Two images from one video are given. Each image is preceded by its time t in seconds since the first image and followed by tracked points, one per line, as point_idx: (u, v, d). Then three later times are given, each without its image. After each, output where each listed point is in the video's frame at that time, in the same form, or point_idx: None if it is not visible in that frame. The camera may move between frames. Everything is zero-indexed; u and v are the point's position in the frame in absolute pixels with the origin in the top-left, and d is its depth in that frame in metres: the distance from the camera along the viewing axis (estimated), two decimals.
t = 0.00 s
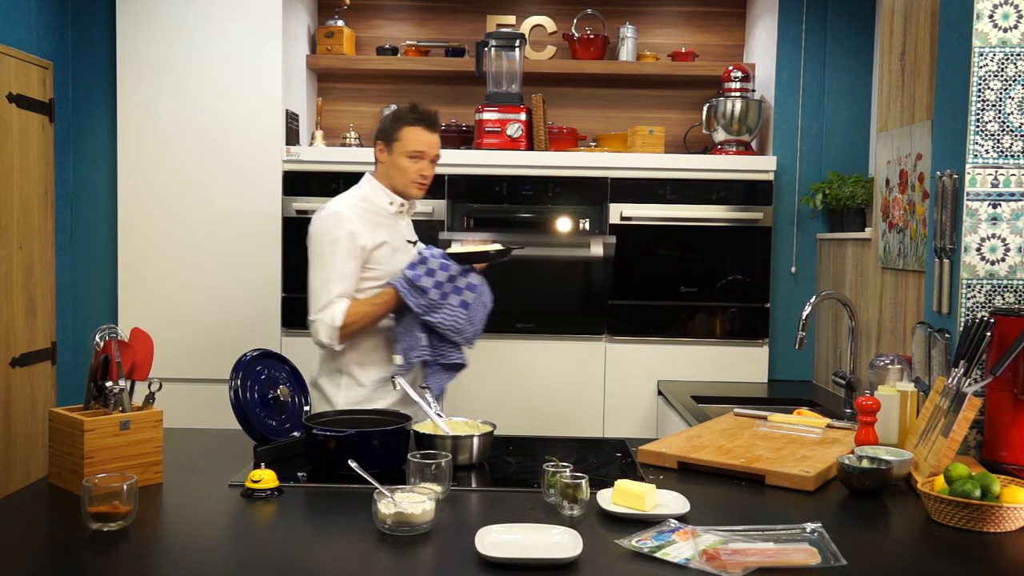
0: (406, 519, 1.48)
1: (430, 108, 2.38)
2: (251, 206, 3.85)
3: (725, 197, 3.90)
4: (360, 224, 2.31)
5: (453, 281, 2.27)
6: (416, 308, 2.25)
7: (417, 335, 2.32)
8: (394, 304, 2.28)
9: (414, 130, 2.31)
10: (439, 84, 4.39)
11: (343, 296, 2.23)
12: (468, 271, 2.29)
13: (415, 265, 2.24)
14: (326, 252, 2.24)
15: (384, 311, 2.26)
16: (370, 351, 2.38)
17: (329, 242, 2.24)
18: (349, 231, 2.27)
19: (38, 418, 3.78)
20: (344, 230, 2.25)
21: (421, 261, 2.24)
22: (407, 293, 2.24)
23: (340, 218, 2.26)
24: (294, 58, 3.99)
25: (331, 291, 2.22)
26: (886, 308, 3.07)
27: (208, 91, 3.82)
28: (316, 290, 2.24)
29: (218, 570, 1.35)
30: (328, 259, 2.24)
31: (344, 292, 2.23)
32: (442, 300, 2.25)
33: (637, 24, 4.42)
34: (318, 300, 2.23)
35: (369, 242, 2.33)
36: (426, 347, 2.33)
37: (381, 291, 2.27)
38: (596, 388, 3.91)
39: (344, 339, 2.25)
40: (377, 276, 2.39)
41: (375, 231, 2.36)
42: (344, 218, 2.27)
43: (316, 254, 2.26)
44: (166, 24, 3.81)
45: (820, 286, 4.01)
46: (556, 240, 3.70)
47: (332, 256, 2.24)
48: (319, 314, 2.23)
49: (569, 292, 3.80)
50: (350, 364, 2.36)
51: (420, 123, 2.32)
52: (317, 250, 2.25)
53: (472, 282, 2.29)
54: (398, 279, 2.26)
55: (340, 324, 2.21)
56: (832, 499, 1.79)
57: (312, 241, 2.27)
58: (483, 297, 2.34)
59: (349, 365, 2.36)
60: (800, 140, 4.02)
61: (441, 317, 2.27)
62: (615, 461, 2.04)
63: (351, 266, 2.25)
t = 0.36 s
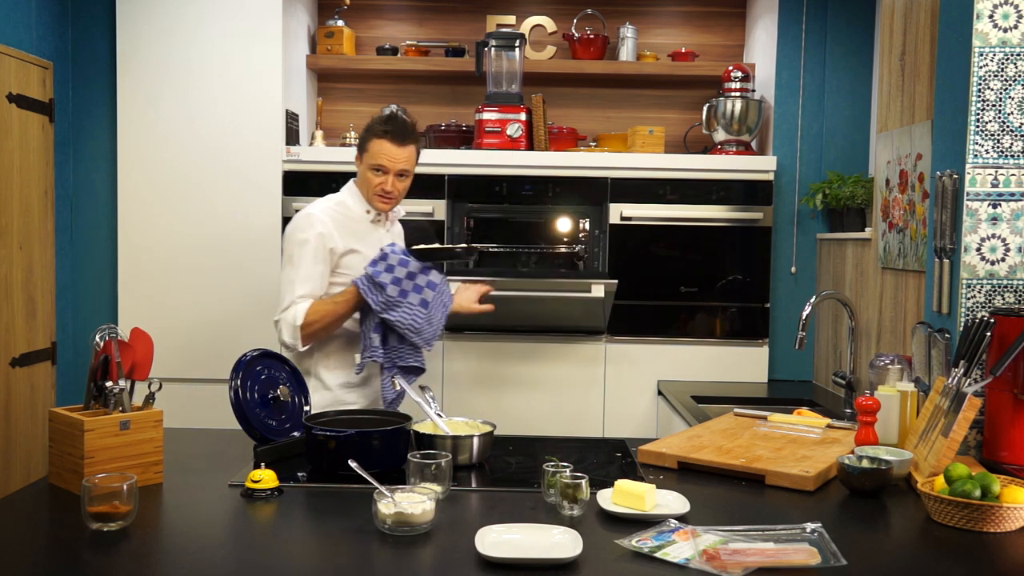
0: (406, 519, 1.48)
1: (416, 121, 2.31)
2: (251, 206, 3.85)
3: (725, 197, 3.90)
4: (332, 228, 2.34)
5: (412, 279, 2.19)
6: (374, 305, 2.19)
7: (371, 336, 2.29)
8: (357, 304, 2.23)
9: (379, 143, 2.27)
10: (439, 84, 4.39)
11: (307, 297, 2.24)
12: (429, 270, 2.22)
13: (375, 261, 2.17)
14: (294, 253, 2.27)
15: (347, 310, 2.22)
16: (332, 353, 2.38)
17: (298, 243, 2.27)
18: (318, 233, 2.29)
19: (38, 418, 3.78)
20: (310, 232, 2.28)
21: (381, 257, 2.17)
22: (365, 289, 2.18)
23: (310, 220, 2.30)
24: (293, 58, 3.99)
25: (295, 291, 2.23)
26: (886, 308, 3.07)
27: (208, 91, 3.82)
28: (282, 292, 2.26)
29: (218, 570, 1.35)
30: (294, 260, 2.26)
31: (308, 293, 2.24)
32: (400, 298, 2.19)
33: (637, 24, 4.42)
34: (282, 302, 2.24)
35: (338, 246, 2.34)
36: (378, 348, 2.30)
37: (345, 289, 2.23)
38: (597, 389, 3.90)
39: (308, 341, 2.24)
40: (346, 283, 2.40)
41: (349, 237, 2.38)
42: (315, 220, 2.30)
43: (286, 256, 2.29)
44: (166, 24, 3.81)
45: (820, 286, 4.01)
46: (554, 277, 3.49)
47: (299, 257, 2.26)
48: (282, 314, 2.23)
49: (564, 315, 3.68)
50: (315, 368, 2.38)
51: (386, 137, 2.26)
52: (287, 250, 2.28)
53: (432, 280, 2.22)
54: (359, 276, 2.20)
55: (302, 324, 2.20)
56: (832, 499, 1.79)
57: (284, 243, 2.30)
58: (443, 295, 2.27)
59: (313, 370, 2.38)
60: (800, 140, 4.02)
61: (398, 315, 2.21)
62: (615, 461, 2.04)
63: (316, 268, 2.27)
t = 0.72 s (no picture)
0: (406, 519, 1.48)
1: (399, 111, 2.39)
2: (251, 206, 3.85)
3: (725, 197, 3.90)
4: (321, 229, 2.34)
5: (417, 283, 2.23)
6: (379, 308, 2.22)
7: (369, 338, 2.32)
8: (359, 308, 2.26)
9: (386, 137, 2.30)
10: (439, 84, 4.39)
11: (306, 302, 2.25)
12: (434, 274, 2.25)
13: (380, 265, 2.20)
14: (287, 258, 2.27)
15: (350, 315, 2.25)
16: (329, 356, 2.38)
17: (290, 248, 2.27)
18: (310, 236, 2.29)
19: (38, 418, 3.78)
20: (305, 236, 2.28)
21: (386, 260, 2.21)
22: (370, 292, 2.21)
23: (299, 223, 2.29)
24: (293, 58, 3.99)
25: (293, 298, 2.23)
26: (886, 308, 3.07)
27: (208, 91, 3.82)
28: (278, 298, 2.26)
29: (218, 570, 1.35)
30: (290, 265, 2.26)
31: (307, 298, 2.25)
32: (405, 302, 2.22)
33: (637, 24, 4.42)
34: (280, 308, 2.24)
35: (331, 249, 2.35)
36: (376, 351, 2.32)
37: (346, 293, 2.26)
38: (597, 389, 3.90)
39: (311, 347, 2.25)
40: (339, 284, 2.41)
41: (338, 237, 2.38)
42: (304, 223, 2.29)
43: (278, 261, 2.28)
44: (166, 24, 3.81)
45: (820, 286, 4.01)
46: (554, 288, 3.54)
47: (293, 263, 2.26)
48: (282, 322, 2.24)
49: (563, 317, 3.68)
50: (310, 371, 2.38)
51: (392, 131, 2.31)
52: (279, 256, 2.28)
53: (437, 285, 2.25)
54: (362, 279, 2.23)
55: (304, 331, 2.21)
56: (832, 499, 1.79)
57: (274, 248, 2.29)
58: (448, 301, 2.30)
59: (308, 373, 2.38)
60: (800, 140, 4.02)
61: (403, 319, 2.24)
62: (615, 461, 2.04)
63: (312, 272, 2.27)
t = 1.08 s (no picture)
0: (407, 519, 1.48)
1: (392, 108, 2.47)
2: (251, 206, 3.85)
3: (725, 197, 3.90)
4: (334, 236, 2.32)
5: (443, 290, 2.27)
6: (407, 318, 2.24)
7: (397, 346, 2.34)
8: (384, 317, 2.28)
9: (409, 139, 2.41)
10: (439, 84, 4.39)
11: (330, 314, 2.24)
12: (457, 280, 2.30)
13: (406, 275, 2.23)
14: (306, 270, 2.24)
15: (374, 324, 2.26)
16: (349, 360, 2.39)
17: (309, 259, 2.24)
18: (326, 246, 2.28)
19: (38, 418, 3.78)
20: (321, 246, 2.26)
21: (411, 269, 2.24)
22: (397, 302, 2.24)
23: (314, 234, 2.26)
24: (293, 58, 3.99)
25: (319, 311, 2.22)
26: (886, 308, 3.07)
27: (208, 91, 3.82)
28: (299, 312, 2.23)
29: (219, 570, 1.35)
30: (309, 277, 2.24)
31: (331, 310, 2.24)
32: (434, 310, 2.26)
33: (637, 24, 4.42)
34: (305, 323, 2.23)
35: (344, 256, 2.34)
36: (405, 357, 2.35)
37: (370, 303, 2.27)
38: (597, 387, 3.90)
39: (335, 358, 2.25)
40: (351, 290, 2.40)
41: (348, 243, 2.38)
42: (320, 234, 2.27)
43: (294, 274, 2.25)
44: (166, 24, 3.81)
45: (820, 286, 4.01)
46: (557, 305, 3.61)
47: (314, 275, 2.24)
48: (308, 336, 2.22)
49: (562, 319, 3.68)
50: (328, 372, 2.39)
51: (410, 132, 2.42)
52: (296, 268, 2.24)
53: (460, 291, 2.31)
54: (386, 288, 2.25)
55: (333, 344, 2.21)
56: (832, 499, 1.79)
57: (288, 260, 2.25)
58: (470, 306, 2.35)
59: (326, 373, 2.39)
60: (800, 140, 4.02)
61: (431, 327, 2.27)
62: (615, 461, 2.04)
63: (330, 282, 2.26)
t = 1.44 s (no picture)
0: (406, 519, 1.48)
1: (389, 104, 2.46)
2: (251, 207, 3.85)
3: (725, 197, 3.90)
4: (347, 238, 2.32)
5: (458, 289, 2.31)
6: (424, 317, 2.28)
7: (412, 344, 2.34)
8: (399, 317, 2.30)
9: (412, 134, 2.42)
10: (439, 84, 4.39)
11: (347, 316, 2.24)
12: (471, 280, 2.34)
13: (421, 274, 2.27)
14: (323, 273, 2.23)
15: (390, 324, 2.29)
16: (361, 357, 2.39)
17: (326, 262, 2.23)
18: (341, 248, 2.27)
19: (38, 418, 3.78)
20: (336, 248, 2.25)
21: (426, 269, 2.28)
22: (414, 302, 2.26)
23: (329, 236, 2.25)
24: (293, 58, 3.99)
25: (337, 313, 2.22)
26: (886, 308, 3.07)
27: (208, 91, 3.82)
28: (317, 316, 2.22)
29: (218, 570, 1.35)
30: (326, 280, 2.23)
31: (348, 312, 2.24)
32: (449, 309, 2.30)
33: (637, 24, 4.42)
34: (323, 326, 2.22)
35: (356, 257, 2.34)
36: (420, 356, 2.36)
37: (385, 303, 2.29)
38: (597, 383, 3.90)
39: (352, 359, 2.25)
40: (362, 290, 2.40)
41: (358, 244, 2.37)
42: (335, 236, 2.26)
43: (311, 277, 2.23)
44: (166, 24, 3.81)
45: (820, 286, 4.01)
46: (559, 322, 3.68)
47: (330, 278, 2.23)
48: (326, 339, 2.21)
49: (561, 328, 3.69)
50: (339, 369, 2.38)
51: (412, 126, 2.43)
52: (313, 271, 2.23)
53: (473, 290, 2.35)
54: (402, 288, 2.27)
55: (352, 346, 2.21)
56: (832, 499, 1.79)
57: (304, 263, 2.23)
58: (482, 305, 2.40)
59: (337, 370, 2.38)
60: (800, 140, 4.02)
61: (446, 326, 2.32)
62: (615, 461, 2.04)
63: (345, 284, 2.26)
